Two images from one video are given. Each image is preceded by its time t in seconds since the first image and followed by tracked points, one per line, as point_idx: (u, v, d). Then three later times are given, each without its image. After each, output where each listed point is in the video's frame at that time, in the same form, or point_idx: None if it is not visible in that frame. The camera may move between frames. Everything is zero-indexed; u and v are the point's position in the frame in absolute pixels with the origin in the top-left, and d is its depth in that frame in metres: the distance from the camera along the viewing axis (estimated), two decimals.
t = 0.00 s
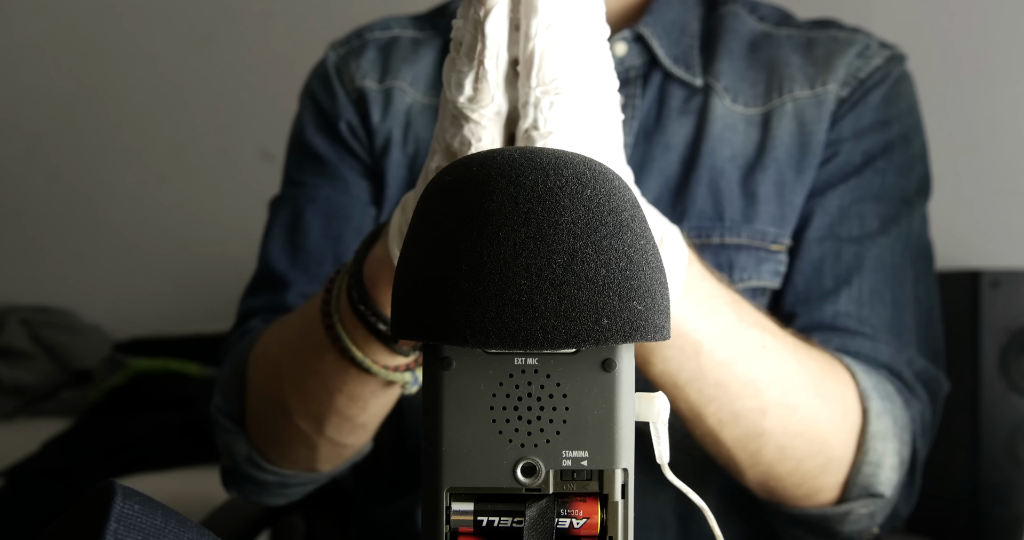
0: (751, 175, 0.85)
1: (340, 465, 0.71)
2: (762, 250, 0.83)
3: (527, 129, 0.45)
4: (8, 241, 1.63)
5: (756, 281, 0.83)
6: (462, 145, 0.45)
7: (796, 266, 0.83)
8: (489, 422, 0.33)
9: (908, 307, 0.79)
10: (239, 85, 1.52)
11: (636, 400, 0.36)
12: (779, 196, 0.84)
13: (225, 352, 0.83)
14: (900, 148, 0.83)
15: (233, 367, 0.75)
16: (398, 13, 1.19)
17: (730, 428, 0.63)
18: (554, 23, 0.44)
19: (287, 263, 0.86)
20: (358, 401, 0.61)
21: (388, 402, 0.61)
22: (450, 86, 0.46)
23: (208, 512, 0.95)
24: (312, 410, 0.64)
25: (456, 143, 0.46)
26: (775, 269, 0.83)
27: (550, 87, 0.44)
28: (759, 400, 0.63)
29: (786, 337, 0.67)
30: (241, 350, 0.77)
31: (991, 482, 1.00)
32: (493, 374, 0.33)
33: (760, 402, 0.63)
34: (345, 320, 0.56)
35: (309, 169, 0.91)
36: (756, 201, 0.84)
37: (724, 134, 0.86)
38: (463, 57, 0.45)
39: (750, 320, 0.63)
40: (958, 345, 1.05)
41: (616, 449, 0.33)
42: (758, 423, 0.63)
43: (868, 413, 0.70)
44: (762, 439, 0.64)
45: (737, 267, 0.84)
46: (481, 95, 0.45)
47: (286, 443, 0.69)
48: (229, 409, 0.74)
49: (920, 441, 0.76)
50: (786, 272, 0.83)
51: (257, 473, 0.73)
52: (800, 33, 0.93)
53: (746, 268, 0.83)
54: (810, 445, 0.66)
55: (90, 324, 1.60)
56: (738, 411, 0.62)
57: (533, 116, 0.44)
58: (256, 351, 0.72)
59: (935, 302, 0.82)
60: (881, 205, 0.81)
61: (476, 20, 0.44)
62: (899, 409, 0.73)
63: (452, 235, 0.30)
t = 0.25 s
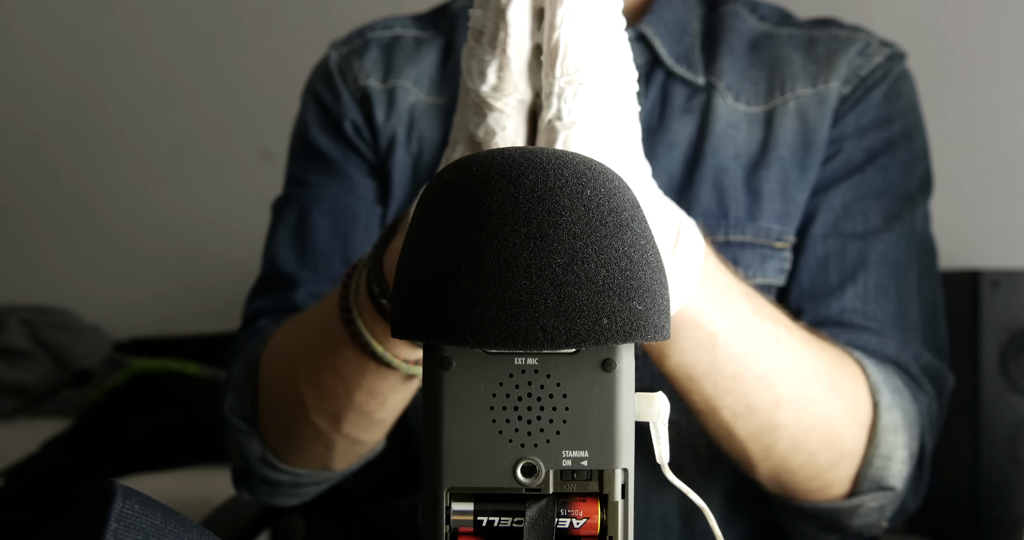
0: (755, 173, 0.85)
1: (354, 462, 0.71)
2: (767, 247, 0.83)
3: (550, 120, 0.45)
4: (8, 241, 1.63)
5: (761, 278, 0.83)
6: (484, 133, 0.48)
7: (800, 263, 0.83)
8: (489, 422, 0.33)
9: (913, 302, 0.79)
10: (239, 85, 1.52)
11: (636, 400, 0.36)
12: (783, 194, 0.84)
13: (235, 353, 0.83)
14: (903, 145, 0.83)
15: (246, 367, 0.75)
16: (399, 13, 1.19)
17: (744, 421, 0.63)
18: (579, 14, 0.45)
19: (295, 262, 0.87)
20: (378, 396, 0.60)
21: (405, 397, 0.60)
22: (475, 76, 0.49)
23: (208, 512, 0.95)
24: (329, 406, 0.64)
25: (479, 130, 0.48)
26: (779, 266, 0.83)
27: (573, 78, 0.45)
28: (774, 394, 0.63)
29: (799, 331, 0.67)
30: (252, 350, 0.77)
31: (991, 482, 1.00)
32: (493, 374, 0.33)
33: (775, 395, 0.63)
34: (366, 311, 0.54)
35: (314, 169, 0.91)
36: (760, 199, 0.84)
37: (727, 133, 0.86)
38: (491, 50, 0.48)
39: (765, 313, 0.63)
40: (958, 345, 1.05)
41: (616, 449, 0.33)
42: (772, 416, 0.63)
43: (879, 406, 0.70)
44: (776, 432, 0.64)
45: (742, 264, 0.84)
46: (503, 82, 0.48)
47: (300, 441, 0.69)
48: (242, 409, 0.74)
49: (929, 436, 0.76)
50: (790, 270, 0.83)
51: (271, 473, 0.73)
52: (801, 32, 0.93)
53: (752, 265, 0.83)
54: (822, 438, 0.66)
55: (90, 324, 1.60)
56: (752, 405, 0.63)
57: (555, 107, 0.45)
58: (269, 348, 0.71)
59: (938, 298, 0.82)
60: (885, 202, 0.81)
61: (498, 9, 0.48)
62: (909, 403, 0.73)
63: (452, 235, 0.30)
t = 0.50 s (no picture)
0: (758, 172, 0.85)
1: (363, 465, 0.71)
2: (771, 247, 0.83)
3: (569, 124, 0.47)
4: (8, 241, 1.63)
5: (765, 279, 0.83)
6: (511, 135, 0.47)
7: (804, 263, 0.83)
8: (490, 422, 0.33)
9: (919, 302, 0.79)
10: (239, 85, 1.52)
11: (636, 400, 0.36)
12: (786, 193, 0.84)
13: (241, 354, 0.83)
14: (905, 144, 0.83)
15: (253, 369, 0.75)
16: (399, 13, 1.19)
17: (758, 423, 0.63)
18: (598, 18, 0.46)
19: (299, 263, 0.86)
20: (392, 396, 0.60)
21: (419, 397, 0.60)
22: (502, 76, 0.48)
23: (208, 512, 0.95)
24: (340, 408, 0.63)
25: (505, 133, 0.48)
26: (783, 266, 0.83)
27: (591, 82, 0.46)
28: (787, 394, 0.63)
29: (810, 330, 0.67)
30: (258, 350, 0.77)
31: (991, 482, 1.00)
32: (493, 374, 0.33)
33: (787, 396, 0.63)
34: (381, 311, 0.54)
35: (318, 168, 0.90)
36: (763, 199, 0.84)
37: (730, 132, 0.86)
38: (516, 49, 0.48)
39: (778, 314, 0.63)
40: (957, 345, 1.04)
41: (616, 449, 0.33)
42: (785, 417, 0.63)
43: (890, 405, 0.71)
44: (789, 433, 0.64)
45: (745, 264, 0.84)
46: (533, 85, 0.47)
47: (310, 442, 0.69)
48: (251, 410, 0.74)
49: (937, 434, 0.76)
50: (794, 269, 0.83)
51: (279, 474, 0.73)
52: (803, 31, 0.93)
53: (756, 264, 0.83)
54: (835, 438, 0.66)
55: (90, 324, 1.60)
56: (766, 406, 0.63)
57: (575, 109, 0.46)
58: (279, 349, 0.71)
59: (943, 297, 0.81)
60: (890, 201, 0.81)
61: (530, 11, 0.47)
62: (920, 402, 0.74)
63: (452, 235, 0.30)
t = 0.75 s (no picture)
0: (765, 170, 0.86)
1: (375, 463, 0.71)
2: (778, 245, 0.84)
3: (591, 122, 0.46)
4: (8, 241, 1.63)
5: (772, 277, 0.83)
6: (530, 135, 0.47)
7: (812, 262, 0.83)
8: (489, 422, 0.33)
9: (927, 300, 0.79)
10: (240, 85, 1.52)
11: (636, 400, 0.36)
12: (793, 191, 0.84)
13: (248, 352, 0.83)
14: (913, 142, 0.83)
15: (264, 368, 0.75)
16: (400, 13, 1.19)
17: (773, 421, 0.64)
18: (621, 17, 0.45)
19: (307, 261, 0.86)
20: (407, 394, 0.60)
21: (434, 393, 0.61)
22: (519, 74, 0.48)
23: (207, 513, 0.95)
24: (355, 405, 0.63)
25: (524, 132, 0.47)
26: (790, 264, 0.83)
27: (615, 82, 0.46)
28: (802, 393, 0.63)
29: (826, 328, 0.67)
30: (270, 350, 0.77)
31: (991, 482, 0.99)
32: (493, 374, 0.33)
33: (802, 395, 0.63)
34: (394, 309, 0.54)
35: (324, 166, 0.90)
36: (770, 197, 0.85)
37: (736, 130, 0.86)
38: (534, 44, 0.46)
39: (795, 313, 0.63)
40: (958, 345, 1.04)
41: (616, 449, 0.33)
42: (801, 415, 0.64)
43: (902, 403, 0.71)
44: (803, 432, 0.64)
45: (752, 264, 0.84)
46: (551, 83, 0.46)
47: (323, 440, 0.69)
48: (262, 409, 0.74)
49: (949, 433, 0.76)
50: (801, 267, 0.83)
51: (289, 473, 0.73)
52: (807, 29, 0.93)
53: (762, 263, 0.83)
54: (849, 436, 0.66)
55: (91, 324, 1.60)
56: (781, 404, 0.63)
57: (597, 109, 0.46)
58: (290, 348, 0.71)
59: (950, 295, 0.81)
60: (897, 200, 0.81)
61: (548, 9, 0.45)
62: (931, 401, 0.74)
63: (452, 235, 0.30)
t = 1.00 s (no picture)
0: (774, 169, 0.85)
1: (386, 462, 0.71)
2: (786, 245, 0.83)
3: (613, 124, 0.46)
4: (8, 241, 1.63)
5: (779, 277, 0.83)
6: (541, 136, 0.47)
7: (821, 263, 0.82)
8: (489, 422, 0.33)
9: (938, 302, 0.79)
10: (242, 84, 1.52)
11: (636, 400, 0.36)
12: (802, 191, 0.84)
13: (258, 352, 0.83)
14: (924, 143, 0.83)
15: (276, 367, 0.76)
16: (402, 12, 1.18)
17: (788, 424, 0.64)
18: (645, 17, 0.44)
19: (315, 259, 0.86)
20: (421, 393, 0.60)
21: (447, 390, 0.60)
22: (530, 74, 0.48)
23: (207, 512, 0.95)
24: (367, 403, 0.63)
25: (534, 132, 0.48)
26: (799, 264, 0.83)
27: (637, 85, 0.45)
28: (817, 396, 0.63)
29: (841, 330, 0.67)
30: (281, 350, 0.77)
31: (991, 482, 0.98)
32: (493, 375, 0.33)
33: (817, 398, 0.63)
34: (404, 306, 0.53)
35: (332, 164, 0.90)
36: (779, 196, 0.84)
37: (745, 129, 0.86)
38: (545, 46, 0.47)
39: (812, 315, 0.63)
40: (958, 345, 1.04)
41: (616, 449, 0.33)
42: (815, 418, 0.64)
43: (918, 406, 0.71)
44: (818, 435, 0.64)
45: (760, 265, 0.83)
46: (561, 85, 0.47)
47: (335, 440, 0.69)
48: (273, 409, 0.74)
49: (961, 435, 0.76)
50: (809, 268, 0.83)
51: (301, 472, 0.73)
52: (816, 27, 0.93)
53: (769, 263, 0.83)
54: (863, 439, 0.66)
55: (91, 324, 1.60)
56: (796, 408, 0.63)
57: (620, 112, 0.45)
58: (301, 348, 0.71)
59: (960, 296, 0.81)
60: (905, 201, 0.81)
61: (556, 9, 0.45)
62: (942, 402, 0.74)
63: (452, 235, 0.30)
